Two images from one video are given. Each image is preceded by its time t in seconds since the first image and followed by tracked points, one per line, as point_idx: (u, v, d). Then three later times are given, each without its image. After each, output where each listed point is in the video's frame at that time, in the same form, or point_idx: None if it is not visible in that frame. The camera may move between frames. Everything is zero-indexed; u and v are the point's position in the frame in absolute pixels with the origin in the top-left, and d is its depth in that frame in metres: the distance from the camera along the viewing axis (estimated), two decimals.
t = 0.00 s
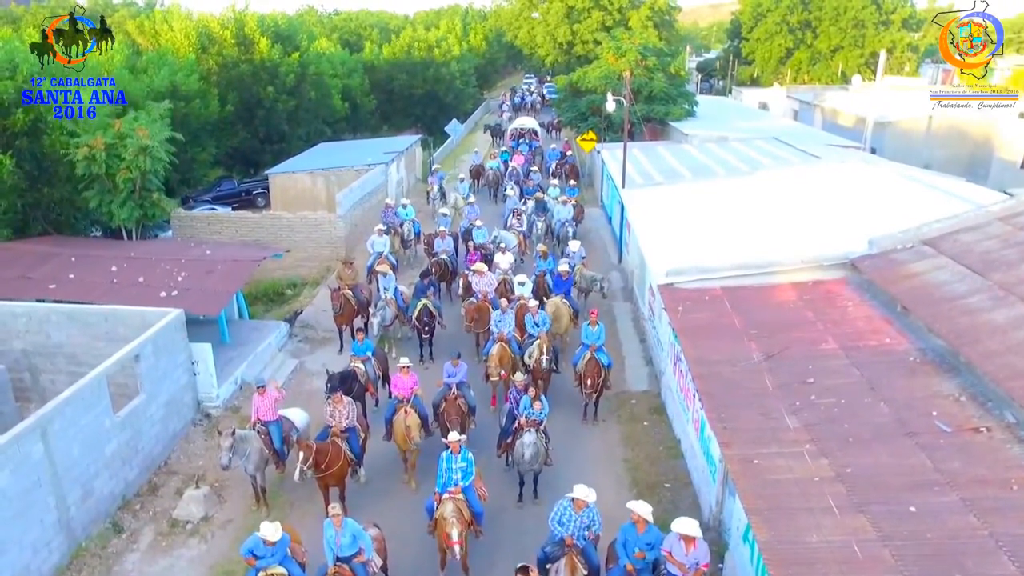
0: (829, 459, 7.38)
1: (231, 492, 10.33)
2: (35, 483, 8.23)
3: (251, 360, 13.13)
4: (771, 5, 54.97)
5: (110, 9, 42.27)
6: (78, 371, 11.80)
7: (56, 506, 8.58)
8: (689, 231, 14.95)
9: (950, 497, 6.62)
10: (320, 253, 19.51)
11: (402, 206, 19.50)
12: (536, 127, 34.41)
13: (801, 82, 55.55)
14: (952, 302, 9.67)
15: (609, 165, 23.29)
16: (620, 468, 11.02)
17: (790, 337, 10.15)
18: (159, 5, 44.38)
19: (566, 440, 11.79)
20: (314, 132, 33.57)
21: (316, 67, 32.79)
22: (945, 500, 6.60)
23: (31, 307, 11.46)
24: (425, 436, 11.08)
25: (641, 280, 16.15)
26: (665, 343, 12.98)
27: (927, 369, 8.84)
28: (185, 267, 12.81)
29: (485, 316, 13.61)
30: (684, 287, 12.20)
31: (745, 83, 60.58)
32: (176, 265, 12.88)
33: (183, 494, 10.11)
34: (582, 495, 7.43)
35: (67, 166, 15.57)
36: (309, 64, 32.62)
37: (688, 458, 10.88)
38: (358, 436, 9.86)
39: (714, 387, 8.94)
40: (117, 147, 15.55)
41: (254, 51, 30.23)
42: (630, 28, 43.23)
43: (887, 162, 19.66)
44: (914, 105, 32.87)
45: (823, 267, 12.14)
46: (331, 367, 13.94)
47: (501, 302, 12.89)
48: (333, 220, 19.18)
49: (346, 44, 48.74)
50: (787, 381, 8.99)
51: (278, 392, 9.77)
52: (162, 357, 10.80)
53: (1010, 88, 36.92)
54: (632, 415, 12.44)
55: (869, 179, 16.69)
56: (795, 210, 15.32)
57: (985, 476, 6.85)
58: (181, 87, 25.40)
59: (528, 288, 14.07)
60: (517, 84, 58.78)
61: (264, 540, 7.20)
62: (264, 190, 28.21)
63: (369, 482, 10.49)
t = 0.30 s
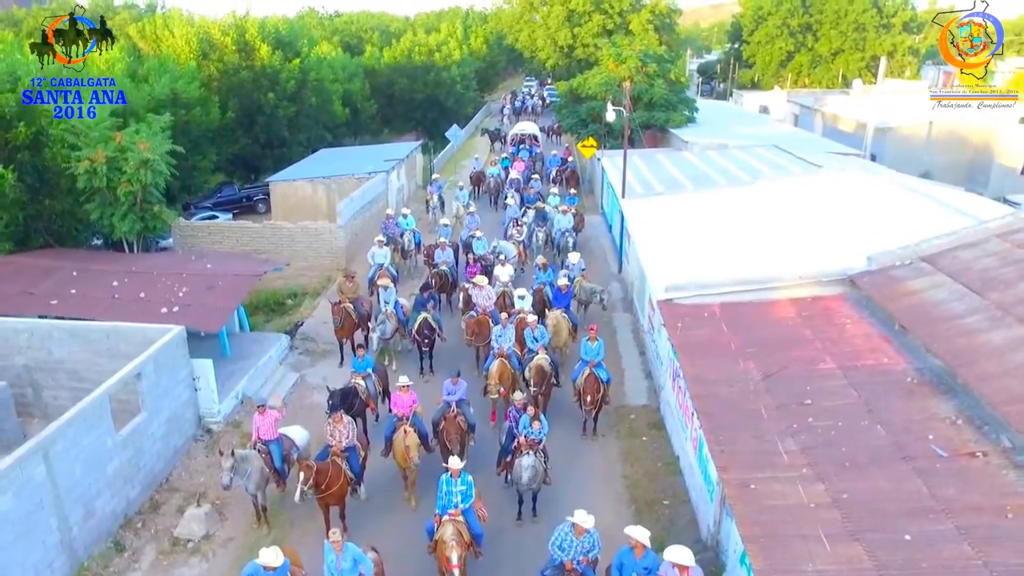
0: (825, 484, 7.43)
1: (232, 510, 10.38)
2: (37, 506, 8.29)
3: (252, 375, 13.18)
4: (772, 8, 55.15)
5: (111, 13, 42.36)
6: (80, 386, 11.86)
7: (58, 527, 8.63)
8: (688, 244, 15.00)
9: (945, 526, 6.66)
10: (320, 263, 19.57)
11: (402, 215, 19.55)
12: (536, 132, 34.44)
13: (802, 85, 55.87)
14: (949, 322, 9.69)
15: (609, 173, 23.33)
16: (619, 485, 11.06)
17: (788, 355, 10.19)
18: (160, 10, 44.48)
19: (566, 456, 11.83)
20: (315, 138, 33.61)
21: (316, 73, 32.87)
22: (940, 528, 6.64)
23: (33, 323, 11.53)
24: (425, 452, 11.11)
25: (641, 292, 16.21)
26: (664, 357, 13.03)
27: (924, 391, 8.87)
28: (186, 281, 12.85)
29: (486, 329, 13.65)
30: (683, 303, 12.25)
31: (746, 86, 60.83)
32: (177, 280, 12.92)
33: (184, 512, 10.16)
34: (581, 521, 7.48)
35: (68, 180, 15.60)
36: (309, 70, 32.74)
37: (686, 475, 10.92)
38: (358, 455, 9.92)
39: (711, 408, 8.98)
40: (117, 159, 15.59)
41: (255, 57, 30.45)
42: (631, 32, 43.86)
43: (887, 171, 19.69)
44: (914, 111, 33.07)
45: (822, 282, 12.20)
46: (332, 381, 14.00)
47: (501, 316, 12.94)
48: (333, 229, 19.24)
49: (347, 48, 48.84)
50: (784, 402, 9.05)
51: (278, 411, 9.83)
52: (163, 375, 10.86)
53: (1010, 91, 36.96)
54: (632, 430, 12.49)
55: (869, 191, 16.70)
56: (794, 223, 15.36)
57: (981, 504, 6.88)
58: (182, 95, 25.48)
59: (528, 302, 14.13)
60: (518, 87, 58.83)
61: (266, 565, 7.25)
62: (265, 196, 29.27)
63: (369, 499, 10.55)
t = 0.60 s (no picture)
0: (816, 519, 7.56)
1: (233, 534, 10.51)
2: (42, 536, 8.42)
3: (253, 395, 13.30)
4: (771, 13, 55.43)
5: (113, 21, 42.58)
6: (82, 409, 11.99)
7: (62, 556, 8.76)
8: (684, 262, 15.13)
9: (932, 563, 6.78)
10: (320, 277, 19.69)
11: (402, 229, 19.67)
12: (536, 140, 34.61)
13: (801, 90, 56.08)
14: (941, 351, 9.80)
15: (608, 184, 23.47)
16: (615, 508, 11.18)
17: (782, 382, 10.31)
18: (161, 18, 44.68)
19: (563, 478, 11.95)
20: (316, 146, 33.74)
21: (316, 82, 32.97)
22: (928, 566, 6.76)
23: (36, 346, 11.66)
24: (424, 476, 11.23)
25: (639, 309, 16.33)
26: (661, 378, 13.16)
27: (916, 421, 8.98)
28: (187, 303, 12.98)
29: (485, 349, 13.77)
30: (679, 325, 12.38)
31: (745, 90, 61.06)
32: (178, 301, 13.04)
33: (186, 537, 10.28)
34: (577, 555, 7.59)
35: (70, 199, 15.66)
36: (309, 79, 32.84)
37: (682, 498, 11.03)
38: (358, 481, 10.03)
39: (706, 438, 9.10)
40: (118, 180, 15.71)
41: (255, 67, 30.58)
42: (632, 37, 44.41)
43: (883, 185, 19.82)
44: (912, 118, 33.20)
45: (817, 305, 12.32)
46: (332, 400, 14.12)
47: (499, 338, 13.06)
48: (334, 244, 19.37)
49: (348, 54, 49.06)
50: (777, 431, 9.17)
51: (279, 438, 9.95)
52: (165, 400, 10.99)
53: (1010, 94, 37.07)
54: (629, 451, 12.61)
55: (865, 207, 16.81)
56: (790, 241, 15.49)
57: (969, 541, 6.99)
58: (183, 107, 25.59)
59: (526, 321, 14.25)
60: (518, 92, 59.02)
61: None
62: (265, 205, 29.50)
63: (369, 523, 10.66)
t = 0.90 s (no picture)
0: (807, 562, 7.74)
1: (239, 564, 10.70)
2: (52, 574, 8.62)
3: (257, 422, 13.48)
4: (772, 20, 55.86)
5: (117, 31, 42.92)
6: (89, 438, 12.18)
7: None
8: (682, 287, 15.33)
9: None
10: (322, 296, 19.87)
11: (403, 249, 19.86)
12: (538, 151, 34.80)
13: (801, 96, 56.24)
14: (933, 388, 9.96)
15: (608, 200, 23.67)
16: (613, 539, 11.35)
17: (777, 417, 10.48)
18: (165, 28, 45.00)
19: (562, 506, 12.12)
20: (317, 158, 33.92)
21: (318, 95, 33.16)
22: None
23: (43, 378, 11.85)
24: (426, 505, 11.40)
25: (638, 331, 16.53)
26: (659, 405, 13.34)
27: (908, 460, 9.15)
28: (192, 332, 13.18)
29: (485, 376, 13.95)
30: (677, 355, 12.56)
31: (746, 96, 61.27)
32: (183, 330, 13.24)
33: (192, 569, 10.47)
34: None
35: (75, 225, 15.85)
36: (311, 92, 33.01)
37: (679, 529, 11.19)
38: (361, 515, 10.21)
39: (702, 477, 9.28)
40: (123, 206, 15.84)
41: (257, 80, 30.76)
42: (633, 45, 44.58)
43: (881, 205, 20.00)
44: (911, 129, 33.40)
45: (812, 335, 12.47)
46: (335, 425, 14.31)
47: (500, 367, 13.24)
48: (336, 264, 19.55)
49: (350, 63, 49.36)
50: (772, 469, 9.34)
51: (283, 473, 10.15)
52: (171, 432, 11.18)
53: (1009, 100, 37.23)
54: (627, 479, 12.78)
55: (862, 230, 16.99)
56: (786, 266, 15.67)
57: None
58: (185, 123, 25.74)
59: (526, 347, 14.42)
60: (519, 99, 59.26)
61: None
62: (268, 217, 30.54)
63: (372, 554, 10.85)
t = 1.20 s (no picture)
0: None
1: None
2: None
3: (264, 452, 13.72)
4: (772, 27, 56.34)
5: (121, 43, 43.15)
6: (99, 471, 12.43)
7: None
8: (681, 315, 15.59)
9: None
10: (325, 317, 20.10)
11: (406, 271, 20.10)
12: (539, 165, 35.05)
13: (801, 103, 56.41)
14: (926, 429, 10.20)
15: (608, 219, 23.94)
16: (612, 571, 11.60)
17: (773, 454, 10.73)
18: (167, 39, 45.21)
19: (563, 538, 12.38)
20: (319, 171, 34.13)
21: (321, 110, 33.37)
22: None
23: (55, 413, 12.10)
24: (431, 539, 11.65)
25: (637, 356, 16.80)
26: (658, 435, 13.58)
27: (899, 503, 9.39)
28: (200, 364, 13.43)
29: (487, 406, 14.21)
30: (676, 388, 12.81)
31: (746, 102, 61.48)
32: (192, 362, 13.51)
33: None
34: None
35: (83, 254, 16.10)
36: (314, 107, 33.26)
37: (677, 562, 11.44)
38: (367, 553, 10.45)
39: (699, 519, 9.53)
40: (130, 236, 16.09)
41: (260, 95, 30.96)
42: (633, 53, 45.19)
43: (878, 228, 20.24)
44: (910, 142, 33.64)
45: (809, 368, 12.73)
46: (340, 453, 14.58)
47: (503, 399, 13.49)
48: (339, 286, 19.77)
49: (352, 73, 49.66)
50: (768, 511, 9.59)
51: (292, 511, 10.40)
52: (181, 468, 11.43)
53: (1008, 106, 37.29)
54: (626, 509, 13.05)
55: (859, 257, 17.24)
56: (784, 293, 15.92)
57: None
58: (190, 141, 25.94)
59: (528, 376, 14.66)
60: (519, 106, 59.48)
61: None
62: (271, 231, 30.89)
63: None
